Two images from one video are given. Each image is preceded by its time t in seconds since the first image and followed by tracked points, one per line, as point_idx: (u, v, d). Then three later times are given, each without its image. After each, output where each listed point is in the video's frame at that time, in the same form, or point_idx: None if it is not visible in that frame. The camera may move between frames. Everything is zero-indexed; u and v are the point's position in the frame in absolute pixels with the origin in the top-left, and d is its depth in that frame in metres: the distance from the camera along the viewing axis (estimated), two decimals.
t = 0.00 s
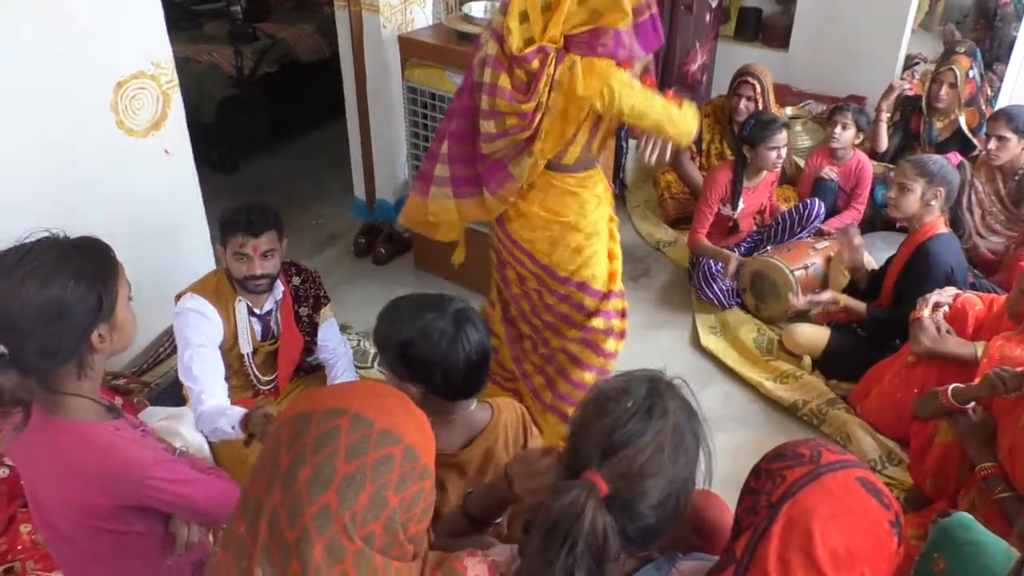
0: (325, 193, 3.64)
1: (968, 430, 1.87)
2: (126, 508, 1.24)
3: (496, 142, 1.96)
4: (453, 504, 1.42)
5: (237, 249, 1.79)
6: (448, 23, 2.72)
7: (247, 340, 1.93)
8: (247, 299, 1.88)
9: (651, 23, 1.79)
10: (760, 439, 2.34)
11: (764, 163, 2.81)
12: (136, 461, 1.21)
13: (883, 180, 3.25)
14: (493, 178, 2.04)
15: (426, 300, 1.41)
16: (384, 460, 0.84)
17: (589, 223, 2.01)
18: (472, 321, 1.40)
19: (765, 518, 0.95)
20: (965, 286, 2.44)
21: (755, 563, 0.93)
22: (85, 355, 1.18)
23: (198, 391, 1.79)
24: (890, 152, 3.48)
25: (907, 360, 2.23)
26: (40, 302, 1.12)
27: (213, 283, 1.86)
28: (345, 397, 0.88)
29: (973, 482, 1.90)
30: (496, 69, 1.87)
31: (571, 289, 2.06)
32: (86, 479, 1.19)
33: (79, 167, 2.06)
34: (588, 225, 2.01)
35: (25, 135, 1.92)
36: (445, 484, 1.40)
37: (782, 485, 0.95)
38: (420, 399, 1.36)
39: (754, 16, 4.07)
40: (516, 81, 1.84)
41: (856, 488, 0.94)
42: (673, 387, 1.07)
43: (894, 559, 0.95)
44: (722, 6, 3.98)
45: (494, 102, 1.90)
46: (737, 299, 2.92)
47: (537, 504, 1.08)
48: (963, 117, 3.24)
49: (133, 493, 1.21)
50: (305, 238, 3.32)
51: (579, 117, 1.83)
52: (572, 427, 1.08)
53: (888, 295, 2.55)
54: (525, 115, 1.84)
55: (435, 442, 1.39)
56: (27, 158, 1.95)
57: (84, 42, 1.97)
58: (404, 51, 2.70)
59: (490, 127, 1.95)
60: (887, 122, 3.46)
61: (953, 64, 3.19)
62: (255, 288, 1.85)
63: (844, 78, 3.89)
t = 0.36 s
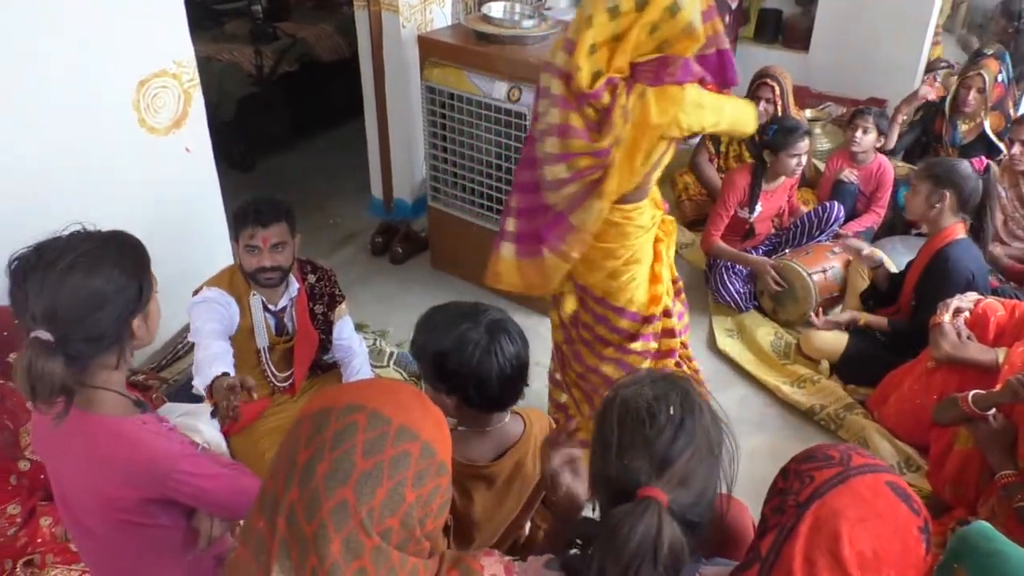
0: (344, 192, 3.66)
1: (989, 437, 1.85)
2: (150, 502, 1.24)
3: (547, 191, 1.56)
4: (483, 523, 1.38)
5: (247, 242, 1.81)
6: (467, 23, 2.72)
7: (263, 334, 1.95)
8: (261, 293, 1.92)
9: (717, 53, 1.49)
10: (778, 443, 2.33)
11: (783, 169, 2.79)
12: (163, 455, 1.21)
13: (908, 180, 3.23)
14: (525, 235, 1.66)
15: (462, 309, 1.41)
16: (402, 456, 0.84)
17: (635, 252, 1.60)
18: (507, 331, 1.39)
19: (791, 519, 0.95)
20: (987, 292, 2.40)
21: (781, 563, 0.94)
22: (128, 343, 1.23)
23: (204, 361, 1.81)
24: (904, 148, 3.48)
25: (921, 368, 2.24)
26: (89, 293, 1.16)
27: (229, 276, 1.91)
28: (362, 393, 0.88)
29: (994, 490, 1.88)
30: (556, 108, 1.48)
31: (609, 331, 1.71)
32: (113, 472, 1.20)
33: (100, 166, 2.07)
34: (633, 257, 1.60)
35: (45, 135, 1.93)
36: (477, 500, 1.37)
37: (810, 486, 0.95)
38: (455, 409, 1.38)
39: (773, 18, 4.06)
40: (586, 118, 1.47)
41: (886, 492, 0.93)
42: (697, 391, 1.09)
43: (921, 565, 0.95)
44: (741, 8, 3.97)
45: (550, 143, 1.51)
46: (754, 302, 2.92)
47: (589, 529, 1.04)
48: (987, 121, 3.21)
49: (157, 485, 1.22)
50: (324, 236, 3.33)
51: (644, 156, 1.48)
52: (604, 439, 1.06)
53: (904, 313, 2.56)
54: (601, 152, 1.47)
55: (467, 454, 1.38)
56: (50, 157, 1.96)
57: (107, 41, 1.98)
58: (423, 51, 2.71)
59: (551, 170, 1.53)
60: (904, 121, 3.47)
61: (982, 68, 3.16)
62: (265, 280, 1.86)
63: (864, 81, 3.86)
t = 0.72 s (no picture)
0: (363, 187, 3.67)
1: (1011, 440, 1.83)
2: (179, 489, 1.26)
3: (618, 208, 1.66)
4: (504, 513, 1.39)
5: (273, 240, 1.82)
6: (488, 19, 2.72)
7: (282, 326, 1.97)
8: (281, 286, 1.93)
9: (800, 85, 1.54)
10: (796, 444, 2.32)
11: (804, 174, 2.79)
12: (194, 442, 1.23)
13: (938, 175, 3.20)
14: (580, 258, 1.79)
15: (489, 304, 1.41)
16: (427, 450, 0.85)
17: (709, 265, 1.71)
18: (535, 326, 1.39)
19: (809, 520, 0.94)
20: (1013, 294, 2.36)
21: (799, 564, 0.93)
22: (165, 330, 1.25)
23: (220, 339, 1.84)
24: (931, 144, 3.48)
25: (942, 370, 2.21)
26: (131, 280, 1.18)
27: (249, 268, 1.92)
28: (387, 386, 0.88)
29: (1015, 494, 1.85)
30: (628, 137, 1.57)
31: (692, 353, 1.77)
32: (144, 459, 1.21)
33: (121, 163, 2.09)
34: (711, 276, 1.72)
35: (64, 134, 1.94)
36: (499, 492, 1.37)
37: (828, 488, 0.95)
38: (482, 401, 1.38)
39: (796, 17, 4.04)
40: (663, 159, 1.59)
41: (906, 495, 0.92)
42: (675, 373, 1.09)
43: (942, 569, 0.94)
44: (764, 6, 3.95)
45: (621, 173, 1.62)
46: (774, 302, 2.89)
47: (622, 535, 1.01)
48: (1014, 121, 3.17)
49: (187, 473, 1.23)
50: (343, 231, 3.35)
51: (716, 195, 1.63)
52: (622, 454, 1.00)
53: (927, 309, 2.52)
54: (673, 186, 1.59)
55: (487, 447, 1.38)
56: (72, 155, 1.97)
57: (128, 37, 1.99)
58: (445, 48, 2.71)
59: (620, 202, 1.64)
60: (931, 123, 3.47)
61: (1012, 68, 3.15)
62: (289, 275, 1.88)
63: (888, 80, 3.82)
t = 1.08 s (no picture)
0: (378, 186, 3.68)
1: None
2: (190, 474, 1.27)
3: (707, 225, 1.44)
4: (515, 508, 1.37)
5: (290, 234, 1.83)
6: (505, 19, 2.72)
7: (298, 322, 1.98)
8: (297, 282, 1.94)
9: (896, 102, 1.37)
10: (810, 447, 2.30)
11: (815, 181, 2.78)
12: (209, 426, 1.24)
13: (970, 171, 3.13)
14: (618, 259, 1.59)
15: (503, 298, 1.43)
16: (444, 447, 0.85)
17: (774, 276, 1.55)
18: (544, 325, 1.39)
19: (827, 520, 0.94)
20: None
21: (817, 564, 0.93)
22: (181, 313, 1.26)
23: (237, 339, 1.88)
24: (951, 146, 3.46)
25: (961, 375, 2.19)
26: (150, 260, 1.20)
27: (266, 264, 1.93)
28: (403, 383, 0.88)
29: None
30: (740, 160, 1.37)
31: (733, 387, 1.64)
32: (159, 442, 1.21)
33: (136, 161, 2.10)
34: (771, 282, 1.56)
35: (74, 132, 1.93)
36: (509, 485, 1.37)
37: (846, 488, 0.95)
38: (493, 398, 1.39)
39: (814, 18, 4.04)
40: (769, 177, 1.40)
41: (924, 497, 0.92)
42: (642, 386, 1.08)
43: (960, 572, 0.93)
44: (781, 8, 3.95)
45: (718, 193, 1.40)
46: (789, 304, 2.88)
47: (633, 552, 0.99)
48: None
49: (200, 457, 1.24)
50: (358, 229, 3.36)
51: (821, 214, 1.43)
52: (616, 479, 0.99)
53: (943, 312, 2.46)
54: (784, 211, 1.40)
55: (500, 439, 1.38)
56: (89, 153, 1.98)
57: (146, 37, 2.01)
58: (461, 47, 2.71)
59: (726, 225, 1.41)
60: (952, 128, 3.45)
61: None
62: (308, 270, 1.89)
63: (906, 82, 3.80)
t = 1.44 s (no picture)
0: (394, 181, 3.69)
1: None
2: (157, 466, 1.28)
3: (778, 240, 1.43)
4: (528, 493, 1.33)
5: (304, 228, 1.83)
6: (522, 14, 2.72)
7: (311, 317, 1.97)
8: (312, 277, 1.94)
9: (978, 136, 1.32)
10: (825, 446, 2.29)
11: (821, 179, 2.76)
12: (185, 420, 1.25)
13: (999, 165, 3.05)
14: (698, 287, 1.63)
15: (515, 288, 1.44)
16: (458, 442, 0.85)
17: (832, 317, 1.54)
18: (557, 315, 1.40)
19: (845, 519, 0.94)
20: None
21: (834, 562, 0.93)
22: (184, 288, 1.30)
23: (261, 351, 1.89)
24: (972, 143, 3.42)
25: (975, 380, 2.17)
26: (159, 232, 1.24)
27: (281, 260, 1.93)
28: (418, 378, 0.89)
29: None
30: (807, 177, 1.37)
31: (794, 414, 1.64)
32: (132, 430, 1.23)
33: (155, 156, 2.11)
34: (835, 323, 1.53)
35: (83, 125, 1.91)
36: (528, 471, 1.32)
37: (865, 487, 0.95)
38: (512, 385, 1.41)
39: (832, 15, 4.01)
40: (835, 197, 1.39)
41: (944, 496, 0.92)
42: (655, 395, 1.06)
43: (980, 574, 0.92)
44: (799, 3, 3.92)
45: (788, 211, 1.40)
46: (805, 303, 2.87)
47: (641, 562, 0.98)
48: None
49: (172, 450, 1.26)
50: (373, 224, 3.37)
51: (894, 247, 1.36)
52: (620, 496, 0.97)
53: (966, 312, 2.38)
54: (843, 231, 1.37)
55: (521, 422, 1.36)
56: (103, 147, 1.97)
57: (167, 32, 2.03)
58: (478, 42, 2.71)
59: (782, 244, 1.42)
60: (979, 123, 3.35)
61: None
62: (322, 265, 1.88)
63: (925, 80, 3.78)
